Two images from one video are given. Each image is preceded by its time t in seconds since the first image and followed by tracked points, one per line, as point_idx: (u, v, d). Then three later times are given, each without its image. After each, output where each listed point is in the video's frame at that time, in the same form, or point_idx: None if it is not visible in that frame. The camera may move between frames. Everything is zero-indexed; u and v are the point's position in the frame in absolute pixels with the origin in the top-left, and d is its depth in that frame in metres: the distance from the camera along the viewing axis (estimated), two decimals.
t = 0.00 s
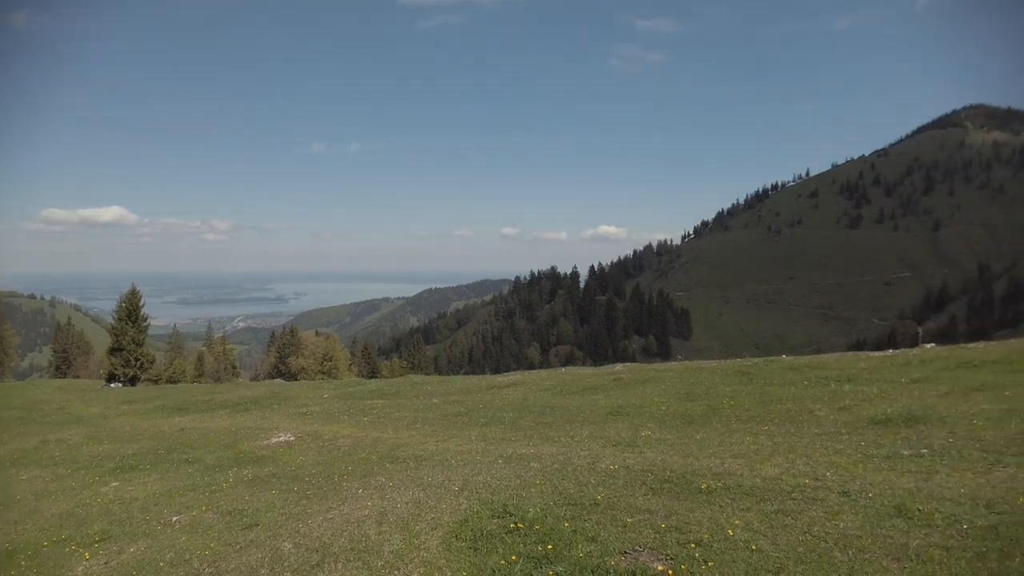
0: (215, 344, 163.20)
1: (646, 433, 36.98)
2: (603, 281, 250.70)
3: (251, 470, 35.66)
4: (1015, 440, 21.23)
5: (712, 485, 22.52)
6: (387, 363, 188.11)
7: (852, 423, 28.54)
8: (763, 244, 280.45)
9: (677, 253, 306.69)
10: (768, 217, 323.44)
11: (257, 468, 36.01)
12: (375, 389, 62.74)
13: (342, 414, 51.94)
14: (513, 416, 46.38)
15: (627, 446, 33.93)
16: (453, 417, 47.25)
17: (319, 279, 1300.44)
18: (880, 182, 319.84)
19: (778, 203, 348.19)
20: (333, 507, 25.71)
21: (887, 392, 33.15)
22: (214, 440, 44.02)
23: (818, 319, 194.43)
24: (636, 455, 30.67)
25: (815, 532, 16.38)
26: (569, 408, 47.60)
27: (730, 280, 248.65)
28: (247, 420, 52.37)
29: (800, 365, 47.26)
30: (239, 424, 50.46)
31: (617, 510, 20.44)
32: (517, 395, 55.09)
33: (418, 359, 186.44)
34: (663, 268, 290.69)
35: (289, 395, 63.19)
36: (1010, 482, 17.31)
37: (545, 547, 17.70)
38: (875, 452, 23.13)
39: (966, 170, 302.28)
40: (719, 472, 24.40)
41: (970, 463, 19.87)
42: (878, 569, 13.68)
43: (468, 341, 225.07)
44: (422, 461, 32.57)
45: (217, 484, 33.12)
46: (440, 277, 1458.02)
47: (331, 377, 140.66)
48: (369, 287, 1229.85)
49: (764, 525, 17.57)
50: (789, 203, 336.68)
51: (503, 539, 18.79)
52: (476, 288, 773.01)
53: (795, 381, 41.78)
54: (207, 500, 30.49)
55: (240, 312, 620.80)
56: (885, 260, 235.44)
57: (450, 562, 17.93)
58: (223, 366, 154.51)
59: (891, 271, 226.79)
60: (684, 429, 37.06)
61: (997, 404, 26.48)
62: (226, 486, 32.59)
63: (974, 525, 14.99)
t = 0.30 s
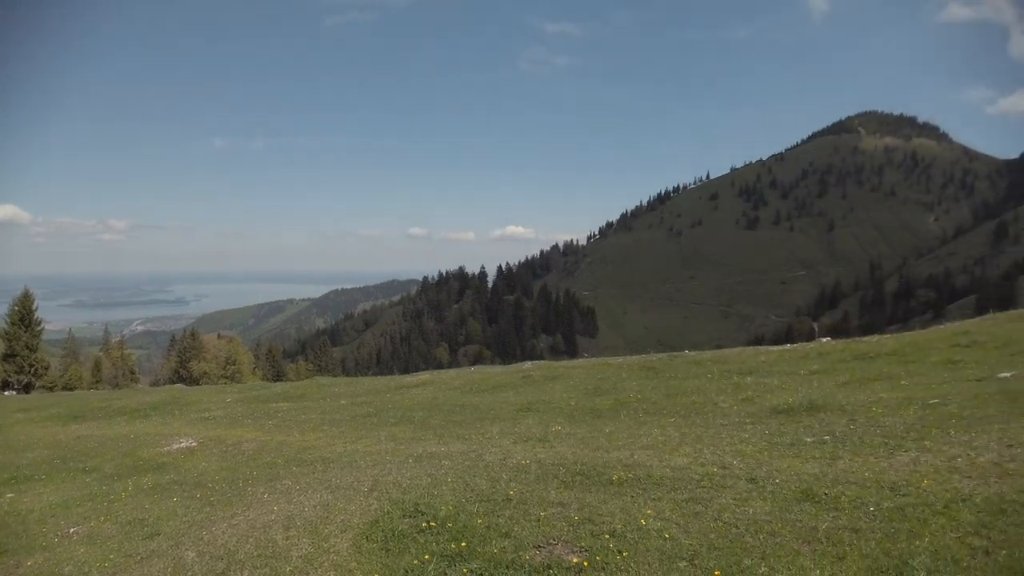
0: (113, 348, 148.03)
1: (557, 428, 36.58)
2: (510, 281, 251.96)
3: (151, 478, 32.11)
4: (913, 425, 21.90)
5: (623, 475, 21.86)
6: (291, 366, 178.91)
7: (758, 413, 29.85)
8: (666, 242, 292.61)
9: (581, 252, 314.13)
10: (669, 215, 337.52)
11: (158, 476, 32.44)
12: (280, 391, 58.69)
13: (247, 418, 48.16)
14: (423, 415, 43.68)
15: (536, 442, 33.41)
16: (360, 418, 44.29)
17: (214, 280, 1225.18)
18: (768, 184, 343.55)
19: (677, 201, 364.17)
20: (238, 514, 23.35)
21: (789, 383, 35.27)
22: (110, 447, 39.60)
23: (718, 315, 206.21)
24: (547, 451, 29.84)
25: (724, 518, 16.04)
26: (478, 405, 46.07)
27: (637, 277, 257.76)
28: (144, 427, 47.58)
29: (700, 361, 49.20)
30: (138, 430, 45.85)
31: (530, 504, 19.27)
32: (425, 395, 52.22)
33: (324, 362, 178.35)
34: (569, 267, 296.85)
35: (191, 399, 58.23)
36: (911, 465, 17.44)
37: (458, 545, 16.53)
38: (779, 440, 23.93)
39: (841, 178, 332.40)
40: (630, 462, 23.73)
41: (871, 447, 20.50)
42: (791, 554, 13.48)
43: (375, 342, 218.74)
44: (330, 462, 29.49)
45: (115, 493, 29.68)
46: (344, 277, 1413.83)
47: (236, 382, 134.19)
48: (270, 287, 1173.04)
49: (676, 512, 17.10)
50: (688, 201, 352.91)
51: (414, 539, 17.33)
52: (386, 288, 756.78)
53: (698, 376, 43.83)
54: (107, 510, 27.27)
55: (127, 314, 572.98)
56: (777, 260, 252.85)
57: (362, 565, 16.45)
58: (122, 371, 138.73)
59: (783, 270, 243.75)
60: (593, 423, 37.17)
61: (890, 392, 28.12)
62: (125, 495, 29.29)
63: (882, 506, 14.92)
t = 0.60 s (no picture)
0: (9, 354, 131.51)
1: (473, 428, 34.68)
2: (422, 282, 249.57)
3: (55, 490, 28.56)
4: (821, 418, 22.99)
5: (542, 473, 21.17)
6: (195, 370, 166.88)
7: (668, 408, 30.92)
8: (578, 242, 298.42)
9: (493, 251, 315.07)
10: (580, 216, 343.99)
11: (60, 488, 28.89)
12: (185, 396, 54.23)
13: (151, 425, 44.05)
14: (336, 418, 40.39)
15: (452, 442, 31.47)
16: (268, 423, 40.61)
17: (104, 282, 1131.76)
18: (674, 186, 358.42)
19: (589, 203, 372.45)
20: (146, 525, 20.71)
21: (698, 378, 36.40)
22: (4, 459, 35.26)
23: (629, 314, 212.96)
24: (465, 452, 27.71)
25: (644, 514, 16.19)
26: (392, 406, 43.10)
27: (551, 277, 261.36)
28: (41, 436, 42.76)
29: (612, 359, 49.31)
30: (37, 440, 41.29)
31: (449, 507, 18.27)
32: (337, 397, 48.27)
33: (232, 365, 167.06)
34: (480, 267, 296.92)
35: (92, 406, 52.93)
36: (822, 456, 18.35)
37: (377, 551, 15.32)
38: (692, 434, 24.68)
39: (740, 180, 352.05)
40: (547, 461, 22.99)
41: (783, 439, 21.47)
42: (711, 547, 13.77)
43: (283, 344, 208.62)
44: (240, 469, 26.74)
45: (15, 507, 26.27)
46: (252, 277, 1346.38)
47: (141, 387, 121.34)
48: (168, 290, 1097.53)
49: (598, 509, 17.03)
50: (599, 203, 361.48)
51: (329, 548, 15.85)
52: (298, 288, 726.86)
53: (611, 374, 44.16)
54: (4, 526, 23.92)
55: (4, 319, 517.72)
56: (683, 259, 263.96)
57: None
58: (21, 378, 121.20)
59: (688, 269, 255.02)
60: (511, 422, 35.76)
61: (797, 386, 29.42)
62: (25, 510, 25.77)
63: (797, 497, 15.53)
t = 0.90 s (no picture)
0: None
1: (419, 432, 33.00)
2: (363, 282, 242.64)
3: None
4: (764, 416, 23.66)
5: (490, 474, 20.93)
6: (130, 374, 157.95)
7: (614, 408, 30.90)
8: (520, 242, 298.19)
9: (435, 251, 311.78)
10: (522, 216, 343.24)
11: None
12: (122, 402, 51.55)
13: (91, 431, 41.65)
14: (280, 423, 38.67)
15: (398, 447, 29.80)
16: (209, 430, 38.56)
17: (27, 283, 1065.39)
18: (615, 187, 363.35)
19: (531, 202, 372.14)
20: (85, 537, 19.49)
21: (642, 377, 36.46)
22: None
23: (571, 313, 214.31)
24: (412, 455, 26.49)
25: (595, 514, 16.34)
26: (337, 409, 41.11)
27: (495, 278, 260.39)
28: None
29: (555, 359, 48.13)
30: None
31: (401, 511, 17.96)
32: (281, 400, 46.10)
33: (168, 368, 158.88)
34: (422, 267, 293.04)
35: (22, 413, 49.60)
36: (766, 453, 18.96)
37: (330, 558, 14.96)
38: (639, 434, 24.90)
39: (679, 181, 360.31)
40: (497, 462, 22.75)
41: (728, 437, 22.06)
42: (664, 545, 14.03)
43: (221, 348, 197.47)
44: (185, 477, 25.56)
45: None
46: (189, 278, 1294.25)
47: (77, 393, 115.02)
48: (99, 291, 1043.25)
49: (551, 511, 17.04)
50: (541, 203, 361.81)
51: (280, 556, 15.31)
52: (239, 288, 702.72)
53: (555, 373, 42.99)
54: None
55: None
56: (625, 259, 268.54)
57: None
58: None
59: (630, 269, 259.61)
60: (460, 424, 34.36)
61: (739, 384, 29.96)
62: None
63: (744, 495, 15.97)
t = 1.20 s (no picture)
0: None
1: (361, 433, 31.40)
2: (295, 283, 229.39)
3: None
4: (704, 409, 24.20)
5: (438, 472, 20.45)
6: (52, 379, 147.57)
7: (557, 405, 30.68)
8: (456, 245, 295.32)
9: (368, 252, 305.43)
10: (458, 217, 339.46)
11: None
12: (50, 408, 48.74)
13: (18, 439, 39.15)
14: (218, 427, 36.90)
15: (344, 447, 28.16)
16: (146, 435, 36.95)
17: None
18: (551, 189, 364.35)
19: (466, 204, 368.21)
20: (26, 546, 18.29)
21: (582, 376, 36.13)
22: None
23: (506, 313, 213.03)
24: (357, 455, 25.64)
25: (545, 507, 16.26)
26: (275, 412, 39.24)
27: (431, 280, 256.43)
28: None
29: (494, 359, 46.66)
30: None
31: (351, 511, 17.51)
32: (217, 404, 43.95)
33: (96, 372, 149.95)
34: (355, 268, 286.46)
35: None
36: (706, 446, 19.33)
37: (281, 560, 14.56)
38: (584, 429, 24.91)
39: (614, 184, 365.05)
40: (442, 460, 22.31)
41: (668, 431, 22.47)
42: (614, 535, 13.94)
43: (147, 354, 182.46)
44: (124, 482, 24.52)
45: None
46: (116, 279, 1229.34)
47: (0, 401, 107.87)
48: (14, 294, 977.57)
49: (502, 505, 16.85)
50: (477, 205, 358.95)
51: (230, 560, 14.88)
52: (169, 290, 671.95)
53: (495, 374, 41.70)
54: None
55: None
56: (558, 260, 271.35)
57: None
58: None
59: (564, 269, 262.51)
60: (406, 423, 32.80)
61: (675, 379, 30.48)
62: None
63: (687, 485, 16.18)
